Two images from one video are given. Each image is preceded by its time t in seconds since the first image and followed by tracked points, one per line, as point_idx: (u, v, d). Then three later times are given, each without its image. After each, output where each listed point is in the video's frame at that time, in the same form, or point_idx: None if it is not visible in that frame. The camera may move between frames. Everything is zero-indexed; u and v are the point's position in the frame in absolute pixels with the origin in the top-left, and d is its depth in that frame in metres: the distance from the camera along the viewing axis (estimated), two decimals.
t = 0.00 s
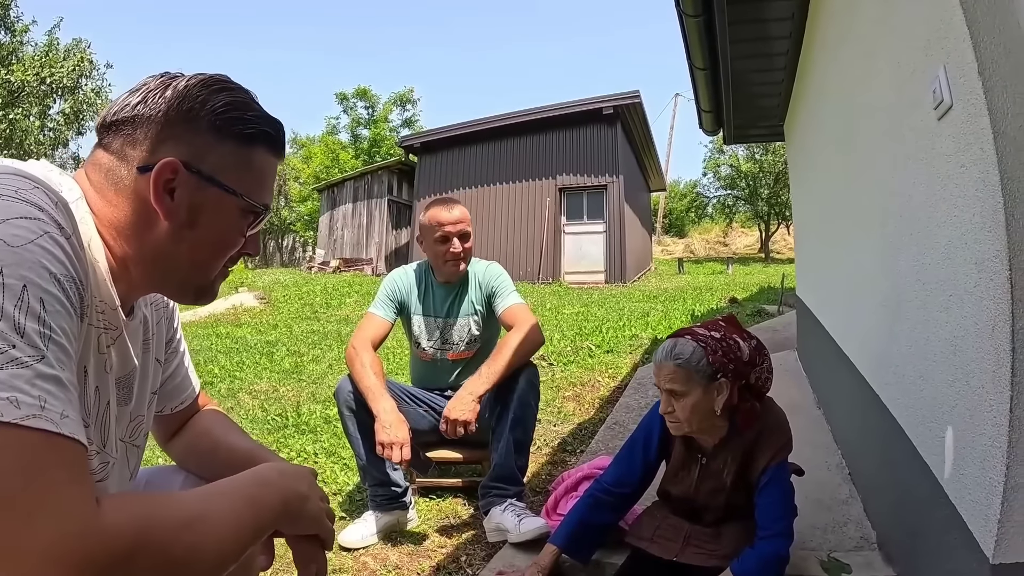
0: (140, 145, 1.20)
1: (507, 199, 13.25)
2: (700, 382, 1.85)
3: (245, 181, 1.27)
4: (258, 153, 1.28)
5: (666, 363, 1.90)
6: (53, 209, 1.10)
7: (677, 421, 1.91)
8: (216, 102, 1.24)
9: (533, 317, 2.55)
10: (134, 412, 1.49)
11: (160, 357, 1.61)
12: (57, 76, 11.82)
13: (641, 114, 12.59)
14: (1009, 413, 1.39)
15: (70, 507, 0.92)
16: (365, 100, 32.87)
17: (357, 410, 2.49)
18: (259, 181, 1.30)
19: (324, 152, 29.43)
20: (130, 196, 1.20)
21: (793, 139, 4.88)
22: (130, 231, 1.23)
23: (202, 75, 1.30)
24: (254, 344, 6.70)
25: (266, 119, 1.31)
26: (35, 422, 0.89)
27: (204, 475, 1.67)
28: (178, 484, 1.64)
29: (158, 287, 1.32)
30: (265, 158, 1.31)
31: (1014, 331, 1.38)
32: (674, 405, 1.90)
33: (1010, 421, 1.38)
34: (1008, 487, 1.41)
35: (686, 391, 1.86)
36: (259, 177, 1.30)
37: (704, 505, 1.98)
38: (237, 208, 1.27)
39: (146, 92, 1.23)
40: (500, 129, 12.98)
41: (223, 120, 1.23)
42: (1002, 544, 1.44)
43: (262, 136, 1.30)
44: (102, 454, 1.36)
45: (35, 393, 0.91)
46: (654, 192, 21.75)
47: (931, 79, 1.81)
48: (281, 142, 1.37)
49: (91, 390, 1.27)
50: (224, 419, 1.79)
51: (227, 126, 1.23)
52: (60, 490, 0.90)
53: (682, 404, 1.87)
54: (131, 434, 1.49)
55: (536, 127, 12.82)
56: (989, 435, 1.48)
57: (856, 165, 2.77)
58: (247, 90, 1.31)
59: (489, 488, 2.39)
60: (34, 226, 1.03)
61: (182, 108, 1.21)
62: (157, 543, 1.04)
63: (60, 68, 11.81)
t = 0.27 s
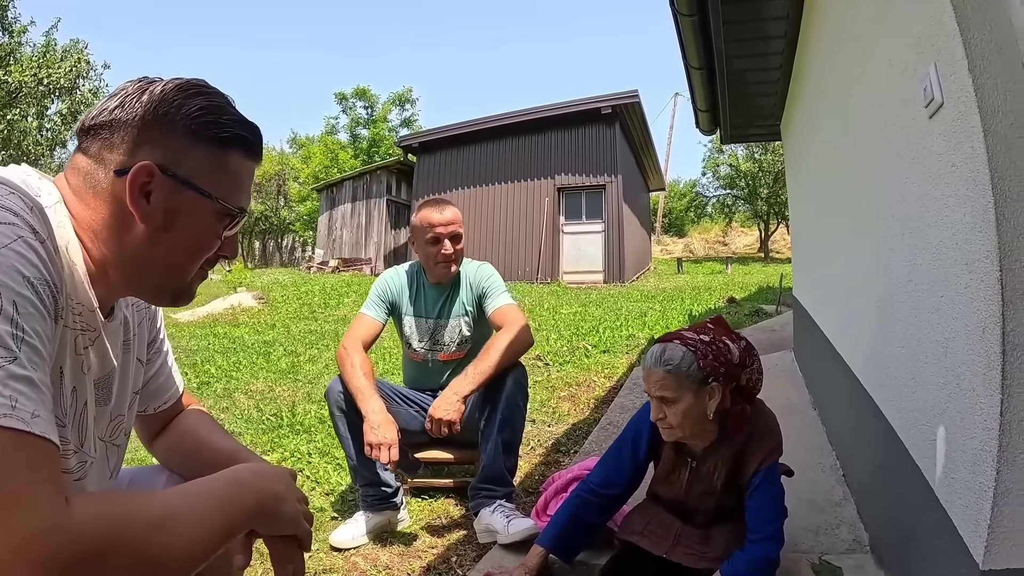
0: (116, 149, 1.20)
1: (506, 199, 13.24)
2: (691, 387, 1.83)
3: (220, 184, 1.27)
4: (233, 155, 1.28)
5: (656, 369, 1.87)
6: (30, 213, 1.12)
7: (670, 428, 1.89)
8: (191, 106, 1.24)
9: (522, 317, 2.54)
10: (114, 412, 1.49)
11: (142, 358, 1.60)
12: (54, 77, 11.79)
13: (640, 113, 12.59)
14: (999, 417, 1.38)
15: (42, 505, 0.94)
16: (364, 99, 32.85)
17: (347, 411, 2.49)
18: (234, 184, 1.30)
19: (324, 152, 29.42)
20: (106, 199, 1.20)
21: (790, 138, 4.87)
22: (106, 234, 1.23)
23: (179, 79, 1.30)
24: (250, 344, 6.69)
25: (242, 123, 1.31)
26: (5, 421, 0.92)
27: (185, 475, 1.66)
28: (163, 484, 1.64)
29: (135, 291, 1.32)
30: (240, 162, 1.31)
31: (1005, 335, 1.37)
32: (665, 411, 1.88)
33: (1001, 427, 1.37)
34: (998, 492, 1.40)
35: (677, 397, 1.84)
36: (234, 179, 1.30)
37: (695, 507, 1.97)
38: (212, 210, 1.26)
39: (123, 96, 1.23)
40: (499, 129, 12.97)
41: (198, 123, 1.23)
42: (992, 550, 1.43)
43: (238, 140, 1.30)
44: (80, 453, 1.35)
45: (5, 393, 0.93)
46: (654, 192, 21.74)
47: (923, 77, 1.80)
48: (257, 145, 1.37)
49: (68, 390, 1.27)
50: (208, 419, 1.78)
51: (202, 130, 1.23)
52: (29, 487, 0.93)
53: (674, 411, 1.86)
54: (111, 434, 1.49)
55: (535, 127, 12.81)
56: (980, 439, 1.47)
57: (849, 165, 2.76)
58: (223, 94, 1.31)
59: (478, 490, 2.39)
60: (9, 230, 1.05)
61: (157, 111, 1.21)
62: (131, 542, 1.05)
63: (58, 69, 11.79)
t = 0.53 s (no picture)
0: (129, 146, 1.19)
1: (506, 198, 13.23)
2: (692, 396, 1.82)
3: (231, 185, 1.26)
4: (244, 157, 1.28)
5: (655, 380, 1.85)
6: (40, 201, 1.12)
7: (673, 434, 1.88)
8: (205, 107, 1.23)
9: (524, 314, 2.52)
10: (117, 407, 1.48)
11: (144, 351, 1.59)
12: (55, 74, 11.77)
13: (641, 113, 12.58)
14: (1007, 414, 1.37)
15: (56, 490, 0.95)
16: (365, 99, 32.84)
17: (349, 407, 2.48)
18: (244, 186, 1.30)
19: (325, 151, 29.41)
20: (116, 195, 1.19)
21: (791, 137, 4.86)
22: (114, 230, 1.22)
23: (193, 81, 1.30)
24: (251, 342, 6.67)
25: (253, 126, 1.30)
26: (25, 409, 0.94)
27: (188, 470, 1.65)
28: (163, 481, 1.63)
29: (141, 288, 1.30)
30: (251, 164, 1.30)
31: (1013, 330, 1.36)
32: (667, 421, 1.86)
33: (1008, 423, 1.36)
34: (1006, 489, 1.39)
35: (679, 406, 1.82)
36: (245, 182, 1.29)
37: (699, 507, 1.96)
38: (223, 211, 1.25)
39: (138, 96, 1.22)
40: (500, 128, 12.96)
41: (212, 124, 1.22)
42: (1000, 547, 1.42)
43: (249, 143, 1.29)
44: (86, 446, 1.35)
45: (23, 381, 0.96)
46: (654, 192, 21.74)
47: (928, 73, 1.79)
48: (267, 149, 1.36)
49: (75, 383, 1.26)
50: (210, 414, 1.77)
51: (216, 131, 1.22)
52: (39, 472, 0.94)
53: (676, 420, 1.84)
54: (114, 428, 1.48)
55: (536, 126, 12.80)
56: (987, 436, 1.46)
57: (853, 163, 2.75)
58: (236, 96, 1.30)
59: (480, 488, 2.37)
60: (20, 217, 1.06)
61: (170, 111, 1.20)
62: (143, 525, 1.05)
63: (58, 67, 11.77)
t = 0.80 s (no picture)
0: (158, 163, 1.17)
1: (508, 198, 13.23)
2: (706, 394, 1.82)
3: (259, 207, 1.24)
4: (274, 181, 1.26)
5: (669, 377, 1.86)
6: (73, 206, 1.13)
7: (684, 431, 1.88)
8: (237, 126, 1.22)
9: (529, 313, 2.53)
10: (141, 409, 1.47)
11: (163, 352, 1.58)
12: (58, 72, 11.77)
13: (642, 112, 12.57)
14: (1013, 412, 1.37)
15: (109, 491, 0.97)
16: (366, 98, 32.83)
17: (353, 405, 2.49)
18: (272, 208, 1.28)
19: (326, 150, 29.41)
20: (145, 211, 1.18)
21: (794, 137, 4.86)
22: (141, 246, 1.20)
23: (226, 98, 1.28)
24: (253, 341, 6.68)
25: (284, 148, 1.29)
26: (80, 418, 0.97)
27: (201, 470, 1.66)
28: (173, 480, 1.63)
29: (164, 303, 1.29)
30: (280, 186, 1.29)
31: (1019, 329, 1.36)
32: (680, 418, 1.86)
33: (1014, 422, 1.36)
34: (1012, 488, 1.39)
35: (693, 403, 1.82)
36: (273, 204, 1.27)
37: (708, 505, 1.95)
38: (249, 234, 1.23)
39: (172, 111, 1.20)
40: (501, 128, 12.96)
41: (243, 145, 1.21)
42: (1005, 545, 1.42)
43: (280, 165, 1.29)
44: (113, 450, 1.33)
45: (74, 391, 0.98)
46: (655, 192, 21.73)
47: (934, 74, 1.79)
48: (297, 170, 1.35)
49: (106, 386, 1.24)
50: (222, 414, 1.77)
51: (248, 153, 1.21)
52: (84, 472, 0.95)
53: (688, 417, 1.84)
54: (141, 431, 1.48)
55: (538, 126, 12.80)
56: (992, 435, 1.46)
57: (858, 164, 2.75)
58: (269, 117, 1.29)
59: (484, 487, 2.37)
60: (58, 224, 1.07)
61: (205, 131, 1.19)
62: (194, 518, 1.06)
63: (60, 65, 11.77)
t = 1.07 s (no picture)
0: (183, 173, 1.16)
1: (509, 197, 13.24)
2: (731, 382, 1.85)
3: (286, 216, 1.24)
4: (299, 189, 1.26)
5: (701, 356, 1.89)
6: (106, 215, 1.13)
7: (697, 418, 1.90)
8: (263, 136, 1.21)
9: (533, 314, 2.53)
10: (164, 414, 1.46)
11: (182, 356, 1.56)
12: (59, 72, 11.79)
13: (643, 112, 12.58)
14: (1015, 413, 1.37)
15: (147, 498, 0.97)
16: (367, 98, 32.85)
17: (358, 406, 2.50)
18: (297, 216, 1.27)
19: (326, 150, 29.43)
20: (171, 221, 1.16)
21: (796, 137, 4.87)
22: (166, 256, 1.19)
23: (251, 106, 1.28)
24: (255, 340, 6.69)
25: (310, 156, 1.29)
26: (116, 430, 0.96)
27: (215, 471, 1.65)
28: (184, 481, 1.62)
29: (189, 311, 1.28)
30: (305, 195, 1.28)
31: (1021, 330, 1.36)
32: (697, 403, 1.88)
33: (1016, 422, 1.37)
34: (1014, 488, 1.39)
35: (717, 388, 1.85)
36: (298, 211, 1.27)
37: (716, 504, 1.96)
38: (276, 242, 1.23)
39: (198, 120, 1.19)
40: (502, 127, 12.97)
41: (270, 155, 1.20)
42: (1008, 545, 1.43)
43: (306, 174, 1.28)
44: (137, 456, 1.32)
45: (110, 402, 0.98)
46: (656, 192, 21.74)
47: (938, 77, 1.79)
48: (321, 179, 1.34)
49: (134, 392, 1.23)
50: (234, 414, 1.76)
51: (274, 163, 1.20)
52: (124, 483, 0.95)
53: (707, 401, 1.86)
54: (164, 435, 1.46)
55: (539, 126, 12.80)
56: (995, 435, 1.47)
57: (860, 165, 2.76)
58: (293, 125, 1.29)
59: (489, 487, 2.38)
60: (93, 233, 1.07)
61: (230, 138, 1.18)
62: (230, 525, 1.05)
63: (63, 64, 11.78)
